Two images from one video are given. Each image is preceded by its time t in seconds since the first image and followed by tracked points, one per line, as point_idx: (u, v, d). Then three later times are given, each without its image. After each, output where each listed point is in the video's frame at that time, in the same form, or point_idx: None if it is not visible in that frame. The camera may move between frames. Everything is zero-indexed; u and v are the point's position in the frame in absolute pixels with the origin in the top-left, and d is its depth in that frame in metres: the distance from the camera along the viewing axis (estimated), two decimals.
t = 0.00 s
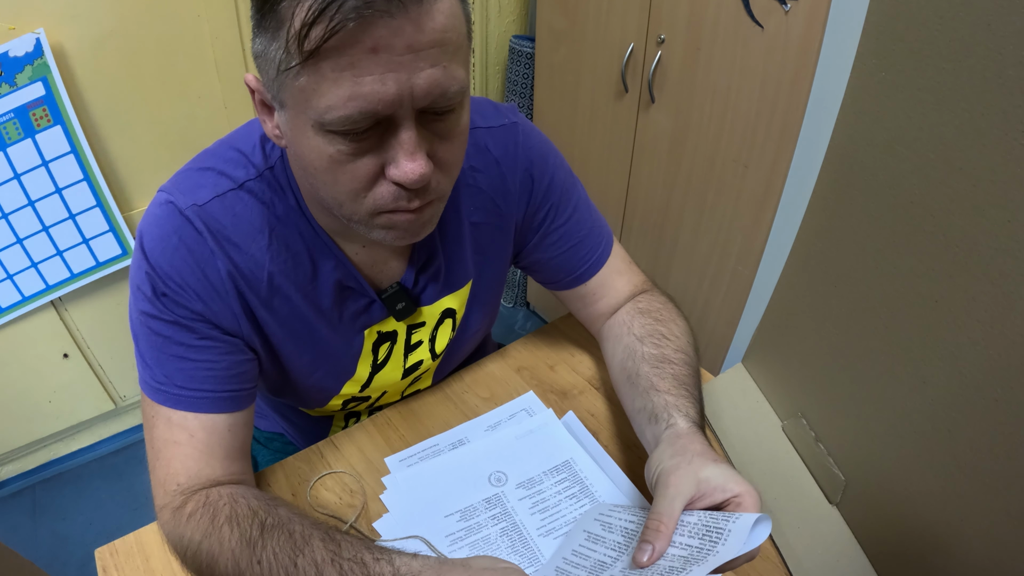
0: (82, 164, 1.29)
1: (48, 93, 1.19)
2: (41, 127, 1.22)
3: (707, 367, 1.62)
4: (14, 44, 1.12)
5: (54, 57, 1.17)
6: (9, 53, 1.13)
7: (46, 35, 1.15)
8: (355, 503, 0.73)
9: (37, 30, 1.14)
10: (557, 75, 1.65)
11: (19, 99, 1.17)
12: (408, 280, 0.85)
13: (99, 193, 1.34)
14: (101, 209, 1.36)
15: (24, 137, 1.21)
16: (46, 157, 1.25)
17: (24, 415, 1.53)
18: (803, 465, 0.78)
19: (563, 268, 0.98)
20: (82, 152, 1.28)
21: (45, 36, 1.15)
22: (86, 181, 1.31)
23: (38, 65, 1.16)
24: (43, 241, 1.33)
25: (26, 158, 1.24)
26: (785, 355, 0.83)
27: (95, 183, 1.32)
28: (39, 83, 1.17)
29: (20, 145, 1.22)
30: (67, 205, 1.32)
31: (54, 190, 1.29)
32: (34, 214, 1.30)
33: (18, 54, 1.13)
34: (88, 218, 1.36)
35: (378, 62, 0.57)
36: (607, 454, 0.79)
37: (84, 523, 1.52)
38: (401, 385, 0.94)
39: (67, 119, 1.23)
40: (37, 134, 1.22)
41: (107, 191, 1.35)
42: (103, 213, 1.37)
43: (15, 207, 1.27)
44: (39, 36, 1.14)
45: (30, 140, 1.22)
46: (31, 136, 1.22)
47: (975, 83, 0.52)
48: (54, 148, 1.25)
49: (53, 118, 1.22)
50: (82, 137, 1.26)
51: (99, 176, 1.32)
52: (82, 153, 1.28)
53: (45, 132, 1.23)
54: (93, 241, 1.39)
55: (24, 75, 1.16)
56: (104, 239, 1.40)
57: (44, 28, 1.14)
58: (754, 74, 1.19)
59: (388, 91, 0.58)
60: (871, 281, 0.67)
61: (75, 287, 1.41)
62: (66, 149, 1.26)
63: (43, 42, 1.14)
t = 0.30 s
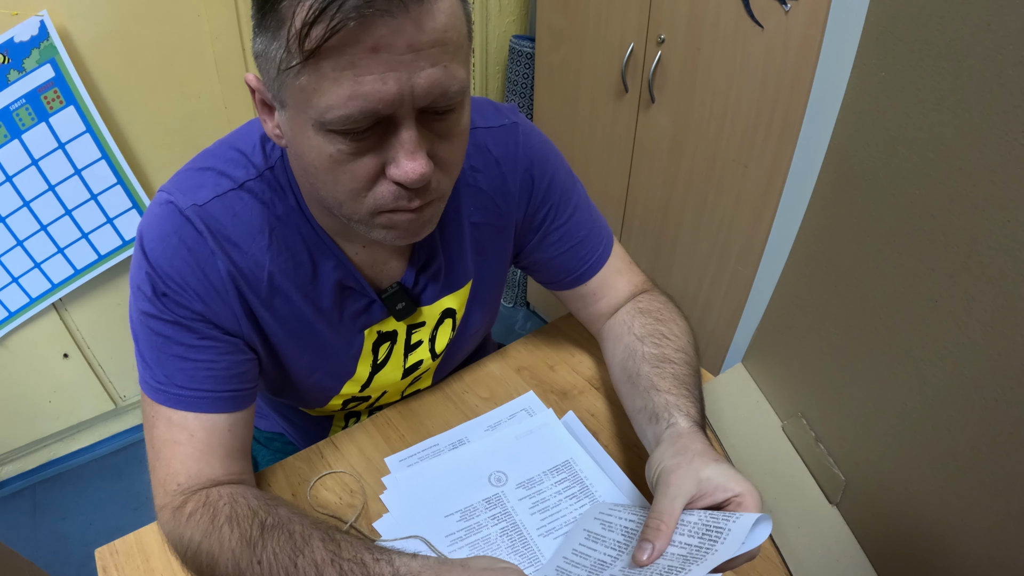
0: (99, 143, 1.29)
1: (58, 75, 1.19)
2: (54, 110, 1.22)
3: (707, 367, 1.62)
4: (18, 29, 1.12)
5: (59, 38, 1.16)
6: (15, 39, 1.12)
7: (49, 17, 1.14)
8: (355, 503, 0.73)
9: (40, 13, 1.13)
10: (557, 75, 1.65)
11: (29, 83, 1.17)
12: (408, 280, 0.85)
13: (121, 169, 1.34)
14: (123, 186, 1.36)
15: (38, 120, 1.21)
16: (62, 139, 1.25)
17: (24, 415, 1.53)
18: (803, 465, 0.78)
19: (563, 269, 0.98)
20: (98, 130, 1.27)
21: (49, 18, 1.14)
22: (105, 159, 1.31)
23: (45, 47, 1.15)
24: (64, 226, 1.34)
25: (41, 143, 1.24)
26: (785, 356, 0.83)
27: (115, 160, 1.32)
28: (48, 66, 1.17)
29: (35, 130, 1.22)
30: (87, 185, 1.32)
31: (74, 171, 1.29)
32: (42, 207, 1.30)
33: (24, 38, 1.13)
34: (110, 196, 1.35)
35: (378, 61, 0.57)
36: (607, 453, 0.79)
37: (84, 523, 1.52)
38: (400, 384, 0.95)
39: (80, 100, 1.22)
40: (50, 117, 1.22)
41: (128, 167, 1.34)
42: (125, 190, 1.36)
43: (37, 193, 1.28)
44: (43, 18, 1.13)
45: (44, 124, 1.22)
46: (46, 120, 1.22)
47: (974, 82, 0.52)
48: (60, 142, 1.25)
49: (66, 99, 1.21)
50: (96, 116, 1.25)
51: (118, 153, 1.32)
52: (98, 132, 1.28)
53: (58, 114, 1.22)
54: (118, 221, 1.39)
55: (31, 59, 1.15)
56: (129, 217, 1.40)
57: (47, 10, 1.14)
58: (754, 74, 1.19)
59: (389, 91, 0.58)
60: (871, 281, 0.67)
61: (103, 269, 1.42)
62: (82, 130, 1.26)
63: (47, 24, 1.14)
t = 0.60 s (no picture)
0: (95, 146, 1.29)
1: (56, 78, 1.19)
2: (52, 114, 1.22)
3: (707, 367, 1.62)
4: (17, 32, 1.12)
5: (58, 41, 1.17)
6: (14, 41, 1.12)
7: (49, 20, 1.14)
8: (355, 503, 0.73)
9: (40, 16, 1.13)
10: (557, 75, 1.65)
11: (27, 86, 1.17)
12: (409, 279, 0.85)
13: (116, 175, 1.34)
14: (118, 190, 1.36)
15: (36, 124, 1.21)
16: (59, 143, 1.25)
17: (24, 415, 1.53)
18: (803, 465, 0.78)
19: (563, 268, 0.99)
20: (94, 134, 1.27)
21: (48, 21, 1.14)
22: (100, 164, 1.31)
23: (43, 50, 1.15)
24: (61, 228, 1.34)
25: (40, 146, 1.24)
26: (785, 356, 0.83)
27: (110, 165, 1.32)
28: (47, 69, 1.17)
29: (33, 134, 1.22)
30: (83, 189, 1.32)
31: (70, 176, 1.29)
32: (42, 208, 1.30)
33: (23, 41, 1.13)
34: (106, 201, 1.36)
35: (381, 58, 0.57)
36: (606, 453, 0.79)
37: (85, 523, 1.52)
38: (400, 384, 0.95)
39: (77, 103, 1.23)
40: (48, 121, 1.22)
41: (123, 173, 1.34)
42: (120, 195, 1.37)
43: (33, 196, 1.28)
44: (42, 21, 1.13)
45: (41, 128, 1.22)
46: (42, 124, 1.22)
47: (975, 82, 0.52)
48: (56, 144, 1.25)
49: (64, 102, 1.22)
50: (93, 120, 1.26)
51: (114, 157, 1.32)
52: (94, 136, 1.28)
53: (56, 117, 1.22)
54: (112, 225, 1.39)
55: (30, 62, 1.16)
56: (123, 222, 1.40)
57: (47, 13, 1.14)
58: (754, 74, 1.19)
59: (391, 88, 0.58)
60: (872, 280, 0.67)
61: (99, 272, 1.42)
62: (79, 133, 1.26)
63: (46, 27, 1.14)
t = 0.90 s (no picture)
0: (74, 168, 1.29)
1: (44, 98, 1.19)
2: (36, 132, 1.22)
3: (706, 367, 1.62)
4: (13, 48, 1.13)
5: (51, 62, 1.18)
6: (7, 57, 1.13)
7: (43, 40, 1.15)
8: (355, 503, 0.73)
9: (35, 36, 1.14)
10: (557, 75, 1.65)
11: (15, 103, 1.17)
12: (410, 278, 0.85)
13: (92, 200, 1.34)
14: (94, 216, 1.36)
15: (19, 141, 1.21)
16: (41, 162, 1.25)
17: (24, 415, 1.53)
18: (804, 465, 0.78)
19: (563, 268, 0.99)
20: (75, 156, 1.28)
21: (43, 41, 1.15)
22: (78, 188, 1.32)
23: (35, 70, 1.16)
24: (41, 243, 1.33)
25: (21, 162, 1.23)
26: (785, 355, 0.83)
27: (88, 189, 1.33)
28: (36, 88, 1.18)
29: (15, 150, 1.22)
30: (59, 211, 1.32)
31: (47, 196, 1.29)
32: (42, 211, 1.31)
33: (16, 58, 1.14)
34: (81, 224, 1.36)
35: (385, 45, 0.57)
36: (606, 453, 0.79)
37: (85, 523, 1.52)
38: (400, 384, 0.95)
39: (62, 125, 1.23)
40: (32, 139, 1.22)
41: (100, 199, 1.35)
42: (94, 220, 1.37)
43: (9, 211, 1.27)
44: (38, 41, 1.14)
45: (24, 145, 1.22)
46: (26, 141, 1.22)
47: (975, 83, 0.52)
48: (48, 154, 1.25)
49: (49, 123, 1.22)
50: (76, 143, 1.27)
51: (91, 181, 1.32)
52: (75, 158, 1.28)
53: (40, 137, 1.23)
54: (84, 248, 1.39)
55: (21, 80, 1.16)
56: (95, 246, 1.40)
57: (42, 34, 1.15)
58: (754, 74, 1.19)
59: (396, 73, 0.58)
60: (872, 280, 0.67)
61: (87, 283, 1.42)
62: (60, 155, 1.26)
63: (41, 47, 1.15)
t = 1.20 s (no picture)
0: (64, 179, 1.29)
1: (37, 107, 1.19)
2: (29, 141, 1.22)
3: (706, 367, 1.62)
4: (10, 56, 1.13)
5: (46, 71, 1.18)
6: (3, 66, 1.13)
7: (40, 49, 1.16)
8: (355, 503, 0.73)
9: (33, 44, 1.15)
10: (557, 75, 1.65)
11: (9, 111, 1.17)
12: (409, 277, 0.85)
13: (79, 211, 1.34)
14: (80, 226, 1.36)
15: (10, 149, 1.21)
16: (31, 170, 1.25)
17: (23, 416, 1.53)
18: (803, 465, 0.78)
19: (563, 267, 0.99)
20: (65, 167, 1.28)
21: (39, 51, 1.16)
22: (66, 199, 1.31)
23: (30, 79, 1.16)
24: (32, 248, 1.33)
25: (11, 171, 1.23)
26: (785, 355, 0.83)
27: (76, 200, 1.32)
28: (30, 98, 1.18)
29: (6, 158, 1.21)
30: (46, 220, 1.32)
31: (36, 205, 1.29)
32: (42, 212, 1.31)
33: (13, 66, 1.14)
34: (67, 234, 1.35)
35: (386, 34, 0.57)
36: (606, 453, 0.79)
37: (85, 524, 1.52)
38: (400, 383, 0.95)
39: (55, 135, 1.24)
40: (23, 147, 1.22)
41: (86, 208, 1.34)
42: (81, 230, 1.36)
43: None
44: (34, 50, 1.14)
45: (14, 153, 1.22)
46: (18, 149, 1.22)
47: (975, 83, 0.52)
48: (39, 163, 1.25)
49: (41, 132, 1.22)
50: (67, 155, 1.27)
51: (80, 194, 1.32)
52: (65, 169, 1.28)
53: (31, 146, 1.22)
54: (70, 258, 1.38)
55: (16, 88, 1.16)
56: (81, 257, 1.39)
57: (39, 43, 1.15)
58: (753, 74, 1.19)
59: (396, 63, 0.58)
60: (872, 281, 0.67)
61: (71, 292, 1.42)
62: (51, 165, 1.26)
63: (37, 57, 1.15)
